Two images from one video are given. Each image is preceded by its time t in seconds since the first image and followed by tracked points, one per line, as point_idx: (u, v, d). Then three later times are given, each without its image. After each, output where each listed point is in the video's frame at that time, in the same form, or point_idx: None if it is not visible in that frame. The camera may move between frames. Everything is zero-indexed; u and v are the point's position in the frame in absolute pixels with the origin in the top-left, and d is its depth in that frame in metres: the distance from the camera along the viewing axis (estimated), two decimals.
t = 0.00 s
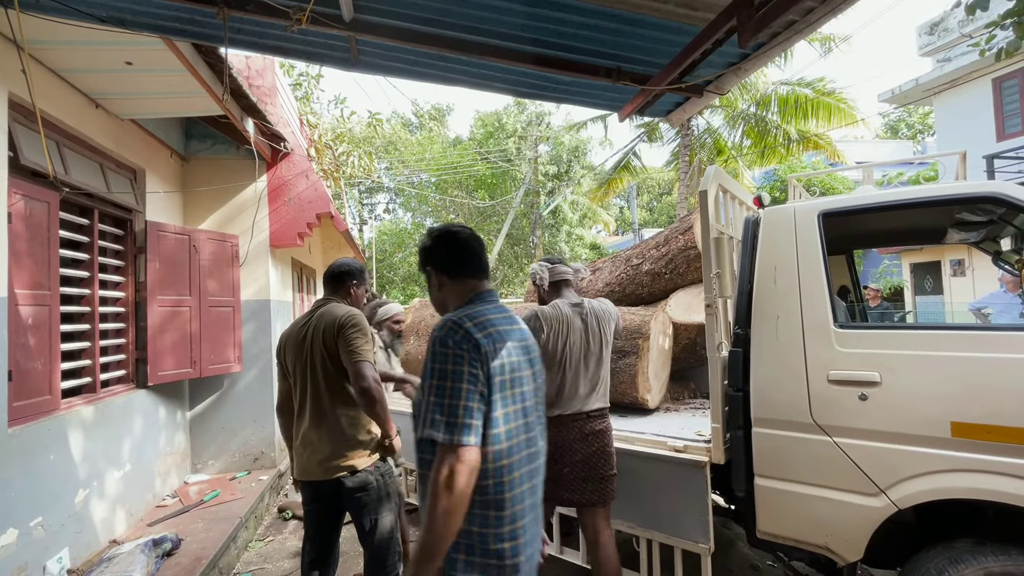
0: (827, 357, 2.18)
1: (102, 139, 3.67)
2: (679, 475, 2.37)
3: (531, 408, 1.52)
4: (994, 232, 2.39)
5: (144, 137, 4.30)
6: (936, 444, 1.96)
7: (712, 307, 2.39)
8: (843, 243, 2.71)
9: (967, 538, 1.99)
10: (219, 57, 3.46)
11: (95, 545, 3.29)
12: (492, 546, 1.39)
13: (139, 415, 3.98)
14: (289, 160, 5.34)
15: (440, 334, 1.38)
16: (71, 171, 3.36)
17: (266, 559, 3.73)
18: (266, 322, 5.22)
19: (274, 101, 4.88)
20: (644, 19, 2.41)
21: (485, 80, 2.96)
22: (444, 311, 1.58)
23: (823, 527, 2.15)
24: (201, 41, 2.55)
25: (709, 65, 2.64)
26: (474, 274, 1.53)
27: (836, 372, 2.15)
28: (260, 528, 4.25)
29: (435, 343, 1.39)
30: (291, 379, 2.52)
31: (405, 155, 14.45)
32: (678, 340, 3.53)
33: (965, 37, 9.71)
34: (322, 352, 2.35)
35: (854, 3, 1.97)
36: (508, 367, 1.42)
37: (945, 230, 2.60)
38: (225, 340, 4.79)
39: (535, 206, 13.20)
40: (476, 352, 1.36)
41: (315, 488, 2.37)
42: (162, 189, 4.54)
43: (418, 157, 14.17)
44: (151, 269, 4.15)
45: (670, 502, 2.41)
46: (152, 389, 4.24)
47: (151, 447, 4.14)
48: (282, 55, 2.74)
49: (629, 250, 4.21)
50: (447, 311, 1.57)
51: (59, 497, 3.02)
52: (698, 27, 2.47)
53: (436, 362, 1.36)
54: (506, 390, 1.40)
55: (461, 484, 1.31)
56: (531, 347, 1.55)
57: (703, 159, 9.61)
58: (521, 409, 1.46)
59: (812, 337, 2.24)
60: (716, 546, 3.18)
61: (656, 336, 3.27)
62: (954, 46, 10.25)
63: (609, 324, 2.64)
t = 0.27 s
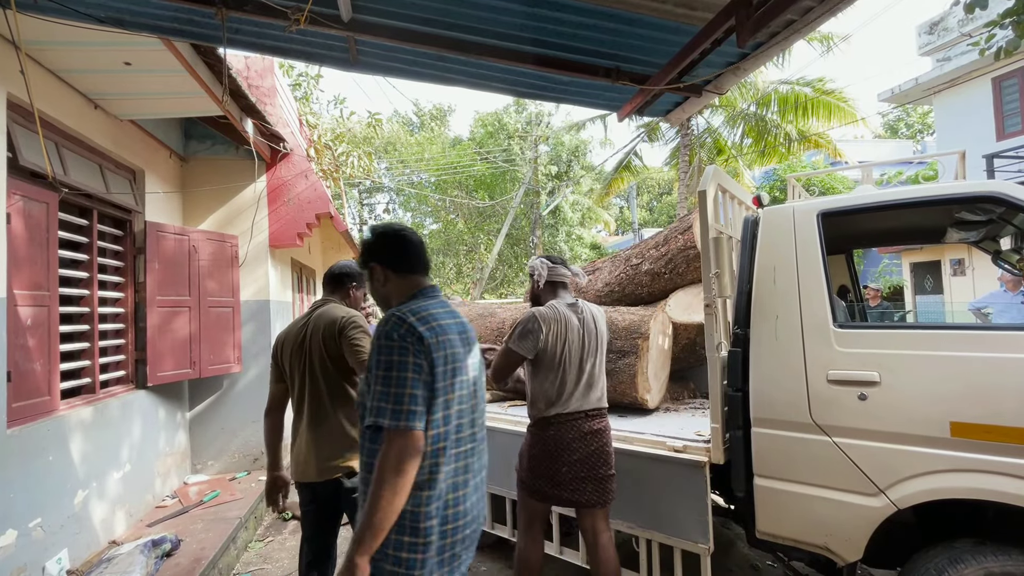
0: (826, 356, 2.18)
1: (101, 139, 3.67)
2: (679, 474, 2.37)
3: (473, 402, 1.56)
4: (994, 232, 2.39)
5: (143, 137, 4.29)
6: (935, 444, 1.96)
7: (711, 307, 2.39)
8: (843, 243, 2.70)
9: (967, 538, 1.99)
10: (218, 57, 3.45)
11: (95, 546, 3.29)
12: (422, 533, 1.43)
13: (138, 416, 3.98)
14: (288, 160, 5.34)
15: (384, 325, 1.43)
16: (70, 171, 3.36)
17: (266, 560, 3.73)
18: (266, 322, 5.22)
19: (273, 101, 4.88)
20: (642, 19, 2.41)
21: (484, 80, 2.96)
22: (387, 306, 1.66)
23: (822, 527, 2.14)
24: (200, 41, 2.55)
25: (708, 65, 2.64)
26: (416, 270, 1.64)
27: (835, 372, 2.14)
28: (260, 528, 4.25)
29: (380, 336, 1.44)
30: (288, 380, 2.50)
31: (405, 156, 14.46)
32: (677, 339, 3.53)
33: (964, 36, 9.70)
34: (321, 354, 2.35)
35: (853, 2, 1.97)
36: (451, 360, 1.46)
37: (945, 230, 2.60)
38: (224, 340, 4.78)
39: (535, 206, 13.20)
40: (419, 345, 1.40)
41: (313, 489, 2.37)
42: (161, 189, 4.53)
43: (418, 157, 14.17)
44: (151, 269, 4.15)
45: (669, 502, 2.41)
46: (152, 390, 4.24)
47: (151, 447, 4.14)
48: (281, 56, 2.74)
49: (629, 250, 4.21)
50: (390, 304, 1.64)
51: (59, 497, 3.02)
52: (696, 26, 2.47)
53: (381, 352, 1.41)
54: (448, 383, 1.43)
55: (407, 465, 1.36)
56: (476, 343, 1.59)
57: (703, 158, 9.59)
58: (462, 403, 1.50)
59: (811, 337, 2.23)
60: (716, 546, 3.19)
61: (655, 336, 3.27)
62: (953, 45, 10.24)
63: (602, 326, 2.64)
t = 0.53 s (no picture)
0: (826, 356, 2.18)
1: (100, 140, 3.67)
2: (678, 475, 2.37)
3: (394, 412, 1.58)
4: (993, 232, 2.39)
5: (143, 138, 4.29)
6: (935, 444, 1.95)
7: (711, 307, 2.39)
8: (842, 243, 2.70)
9: (967, 538, 1.99)
10: (217, 58, 3.46)
11: (94, 547, 3.29)
12: (339, 543, 1.48)
13: (138, 416, 3.98)
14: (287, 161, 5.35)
15: (293, 345, 1.46)
16: (69, 172, 3.36)
17: (265, 560, 3.72)
18: (266, 323, 5.23)
19: (273, 102, 4.89)
20: (641, 19, 2.41)
21: (483, 81, 2.96)
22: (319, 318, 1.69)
23: (821, 526, 2.14)
24: (199, 42, 2.56)
25: (707, 65, 2.64)
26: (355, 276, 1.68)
27: (835, 372, 2.14)
28: (260, 529, 4.25)
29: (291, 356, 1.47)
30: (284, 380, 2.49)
31: (405, 156, 14.46)
32: (677, 339, 3.52)
33: (964, 35, 9.69)
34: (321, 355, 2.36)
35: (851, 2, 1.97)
36: (359, 375, 1.48)
37: (945, 229, 2.60)
38: (224, 341, 4.79)
39: (535, 206, 13.19)
40: (323, 364, 1.43)
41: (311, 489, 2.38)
42: (160, 190, 4.54)
43: (418, 157, 14.18)
44: (151, 270, 4.15)
45: (668, 502, 2.41)
46: (152, 391, 4.25)
47: (151, 448, 4.14)
48: (280, 56, 2.74)
49: (629, 250, 4.21)
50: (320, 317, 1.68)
51: (59, 498, 3.02)
52: (695, 26, 2.47)
53: (288, 372, 1.44)
54: (356, 399, 1.46)
55: (318, 479, 1.41)
56: (396, 353, 1.61)
57: (703, 158, 9.59)
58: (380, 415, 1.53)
59: (810, 336, 2.23)
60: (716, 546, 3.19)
61: (655, 335, 3.27)
62: (953, 45, 10.23)
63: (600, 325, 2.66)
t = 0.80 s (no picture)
0: (826, 356, 2.18)
1: (101, 141, 3.67)
2: (678, 474, 2.37)
3: (306, 409, 1.63)
4: (993, 231, 2.39)
5: (143, 138, 4.30)
6: (935, 443, 1.95)
7: (711, 307, 2.39)
8: (842, 242, 2.70)
9: (967, 537, 1.99)
10: (218, 58, 3.46)
11: (95, 547, 3.29)
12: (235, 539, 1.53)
13: (139, 416, 3.99)
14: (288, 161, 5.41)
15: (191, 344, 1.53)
16: (70, 172, 3.37)
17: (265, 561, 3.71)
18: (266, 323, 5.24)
19: (273, 103, 4.90)
20: (641, 19, 2.41)
21: (483, 81, 2.97)
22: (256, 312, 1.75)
23: (821, 525, 2.15)
24: (199, 42, 2.56)
25: (706, 65, 2.64)
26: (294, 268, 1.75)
27: (835, 372, 2.14)
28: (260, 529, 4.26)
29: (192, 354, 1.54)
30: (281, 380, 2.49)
31: (405, 156, 14.46)
32: (677, 339, 3.52)
33: (965, 35, 9.69)
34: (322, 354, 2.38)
35: (850, 1, 1.97)
36: (262, 370, 1.55)
37: (945, 229, 2.60)
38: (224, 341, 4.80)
39: (535, 206, 13.18)
40: (210, 363, 1.49)
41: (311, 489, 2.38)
42: (161, 190, 4.54)
43: (418, 157, 14.19)
44: (151, 269, 4.14)
45: (668, 502, 2.41)
46: (152, 391, 4.25)
47: (152, 448, 4.14)
48: (280, 57, 2.74)
49: (629, 250, 4.21)
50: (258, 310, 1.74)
51: (60, 498, 3.02)
52: (695, 26, 2.47)
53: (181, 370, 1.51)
54: (239, 396, 1.51)
55: (180, 481, 1.46)
56: (311, 349, 1.66)
57: (703, 158, 9.58)
58: (284, 413, 1.58)
59: (810, 336, 2.23)
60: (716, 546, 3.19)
61: (655, 335, 3.27)
62: (953, 45, 10.22)
63: (599, 322, 2.66)
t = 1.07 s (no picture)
0: (825, 356, 2.19)
1: (101, 142, 3.68)
2: (678, 474, 2.38)
3: (259, 411, 1.72)
4: (992, 232, 2.39)
5: (144, 139, 4.30)
6: (934, 443, 1.96)
7: (710, 307, 2.40)
8: (842, 243, 2.70)
9: (967, 537, 1.99)
10: (218, 59, 3.47)
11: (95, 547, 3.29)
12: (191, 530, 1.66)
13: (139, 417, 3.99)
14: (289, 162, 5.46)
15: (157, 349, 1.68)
16: (71, 173, 3.37)
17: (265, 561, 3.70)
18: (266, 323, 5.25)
19: (274, 103, 4.92)
20: (640, 20, 2.42)
21: (482, 82, 2.97)
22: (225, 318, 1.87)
23: (820, 526, 2.15)
24: (200, 43, 2.57)
25: (706, 66, 2.65)
26: (260, 275, 1.86)
27: (834, 372, 2.14)
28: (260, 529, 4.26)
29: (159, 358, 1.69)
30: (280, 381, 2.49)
31: (406, 157, 14.47)
32: (677, 340, 3.52)
33: (965, 36, 9.69)
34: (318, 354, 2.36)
35: (848, 3, 1.98)
36: (216, 374, 1.66)
37: (944, 230, 2.60)
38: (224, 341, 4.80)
39: (535, 207, 13.18)
40: (169, 367, 1.63)
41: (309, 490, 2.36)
42: (161, 190, 4.54)
43: (418, 158, 14.20)
44: (151, 270, 4.14)
45: (667, 502, 2.41)
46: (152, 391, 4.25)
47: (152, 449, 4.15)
48: (280, 58, 2.75)
49: (629, 250, 4.21)
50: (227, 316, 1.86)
51: (60, 499, 3.02)
52: (694, 27, 2.47)
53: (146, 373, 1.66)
54: (192, 398, 1.64)
55: (133, 473, 1.63)
56: (268, 354, 1.75)
57: (704, 159, 9.58)
58: (238, 413, 1.68)
59: (810, 336, 2.24)
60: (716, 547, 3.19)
61: (655, 336, 3.27)
62: (953, 45, 10.22)
63: (595, 322, 2.69)
